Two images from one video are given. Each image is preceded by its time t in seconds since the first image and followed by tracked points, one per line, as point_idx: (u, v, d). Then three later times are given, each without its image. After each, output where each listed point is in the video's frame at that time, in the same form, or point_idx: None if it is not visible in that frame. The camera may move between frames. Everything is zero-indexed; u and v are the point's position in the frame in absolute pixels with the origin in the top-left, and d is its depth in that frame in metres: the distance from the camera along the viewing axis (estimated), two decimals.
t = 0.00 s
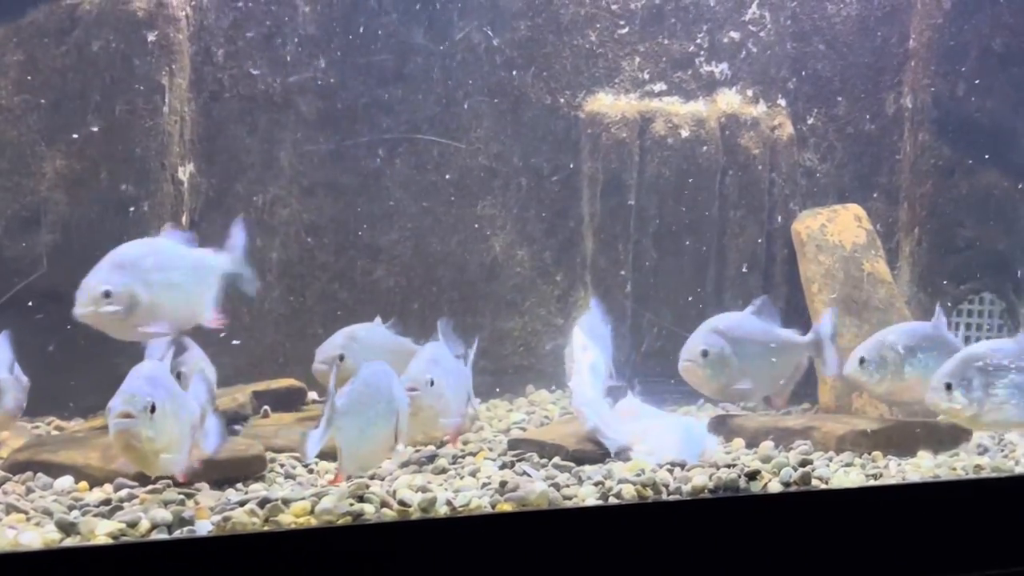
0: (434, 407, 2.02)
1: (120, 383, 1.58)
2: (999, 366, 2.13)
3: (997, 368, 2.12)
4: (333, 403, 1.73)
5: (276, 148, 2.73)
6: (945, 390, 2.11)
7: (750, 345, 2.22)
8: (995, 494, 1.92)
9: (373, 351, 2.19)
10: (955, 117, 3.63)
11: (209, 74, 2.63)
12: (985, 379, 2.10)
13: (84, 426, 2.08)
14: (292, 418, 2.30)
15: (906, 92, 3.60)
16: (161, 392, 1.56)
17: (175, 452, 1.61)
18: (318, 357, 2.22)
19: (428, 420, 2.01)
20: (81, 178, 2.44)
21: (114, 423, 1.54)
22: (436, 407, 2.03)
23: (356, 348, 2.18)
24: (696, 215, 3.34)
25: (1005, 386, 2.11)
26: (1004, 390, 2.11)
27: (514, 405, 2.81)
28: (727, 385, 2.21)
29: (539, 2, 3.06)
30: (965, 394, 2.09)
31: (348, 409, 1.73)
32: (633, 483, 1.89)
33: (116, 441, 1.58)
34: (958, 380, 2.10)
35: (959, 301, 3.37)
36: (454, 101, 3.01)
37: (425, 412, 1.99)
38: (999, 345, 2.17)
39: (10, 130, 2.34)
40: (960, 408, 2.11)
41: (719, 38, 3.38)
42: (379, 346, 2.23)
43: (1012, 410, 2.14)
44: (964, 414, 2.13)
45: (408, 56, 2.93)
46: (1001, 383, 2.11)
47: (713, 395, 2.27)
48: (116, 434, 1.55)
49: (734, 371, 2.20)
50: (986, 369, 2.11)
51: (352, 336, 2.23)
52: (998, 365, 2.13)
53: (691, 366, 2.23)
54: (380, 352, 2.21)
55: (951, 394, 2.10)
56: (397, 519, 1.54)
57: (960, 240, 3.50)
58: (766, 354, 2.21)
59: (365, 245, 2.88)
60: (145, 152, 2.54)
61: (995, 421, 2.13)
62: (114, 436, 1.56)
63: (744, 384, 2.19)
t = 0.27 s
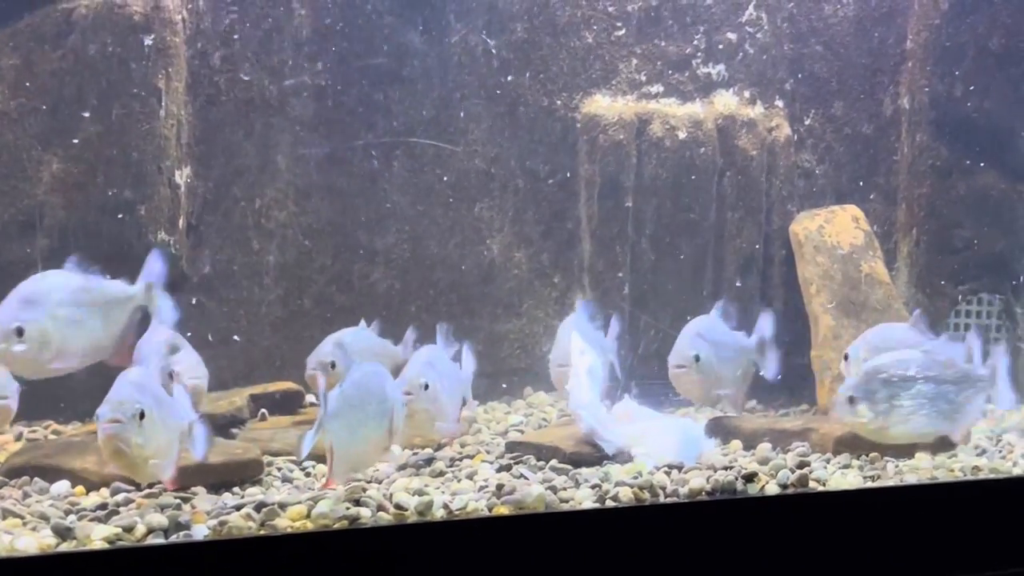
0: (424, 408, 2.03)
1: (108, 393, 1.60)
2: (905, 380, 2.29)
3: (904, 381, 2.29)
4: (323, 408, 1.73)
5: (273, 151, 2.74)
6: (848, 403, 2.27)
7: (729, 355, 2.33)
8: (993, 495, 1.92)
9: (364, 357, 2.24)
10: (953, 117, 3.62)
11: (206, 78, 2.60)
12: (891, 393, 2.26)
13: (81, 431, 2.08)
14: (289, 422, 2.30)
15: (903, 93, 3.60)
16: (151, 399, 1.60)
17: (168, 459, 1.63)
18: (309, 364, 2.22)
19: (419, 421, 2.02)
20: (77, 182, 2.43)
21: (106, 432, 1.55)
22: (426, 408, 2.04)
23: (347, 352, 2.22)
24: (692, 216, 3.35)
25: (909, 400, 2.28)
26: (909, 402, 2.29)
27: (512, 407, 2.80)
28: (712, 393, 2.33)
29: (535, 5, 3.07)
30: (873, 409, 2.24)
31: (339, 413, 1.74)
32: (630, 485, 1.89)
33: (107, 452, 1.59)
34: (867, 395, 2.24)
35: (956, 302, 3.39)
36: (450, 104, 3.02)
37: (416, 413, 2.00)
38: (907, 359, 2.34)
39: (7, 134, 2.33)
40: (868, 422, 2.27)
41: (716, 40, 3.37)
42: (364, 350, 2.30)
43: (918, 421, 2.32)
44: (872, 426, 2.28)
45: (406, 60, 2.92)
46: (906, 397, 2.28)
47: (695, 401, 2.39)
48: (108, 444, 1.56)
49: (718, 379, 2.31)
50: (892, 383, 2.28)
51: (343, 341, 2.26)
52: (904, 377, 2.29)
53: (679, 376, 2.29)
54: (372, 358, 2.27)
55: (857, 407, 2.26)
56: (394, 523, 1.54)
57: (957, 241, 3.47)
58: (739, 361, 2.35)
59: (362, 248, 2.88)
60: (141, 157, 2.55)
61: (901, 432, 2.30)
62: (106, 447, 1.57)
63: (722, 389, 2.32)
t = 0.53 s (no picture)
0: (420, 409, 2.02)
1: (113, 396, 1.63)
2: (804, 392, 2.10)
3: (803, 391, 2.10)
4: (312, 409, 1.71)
5: (273, 151, 2.75)
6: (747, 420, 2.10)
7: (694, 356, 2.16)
8: (994, 494, 1.91)
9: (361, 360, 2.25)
10: (952, 116, 3.61)
11: (205, 78, 2.62)
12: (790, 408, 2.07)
13: (80, 432, 2.07)
14: (287, 423, 2.29)
15: (902, 92, 3.61)
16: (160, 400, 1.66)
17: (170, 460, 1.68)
18: (302, 366, 2.23)
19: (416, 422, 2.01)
20: (76, 183, 2.42)
21: (116, 434, 1.58)
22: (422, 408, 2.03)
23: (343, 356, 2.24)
24: (692, 217, 3.29)
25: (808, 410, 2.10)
26: (806, 414, 2.10)
27: (512, 407, 2.79)
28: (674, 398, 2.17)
29: (534, 4, 3.09)
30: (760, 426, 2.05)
31: (330, 414, 1.72)
32: (631, 486, 1.88)
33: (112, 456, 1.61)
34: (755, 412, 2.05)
35: (958, 301, 3.50)
36: (450, 104, 3.03)
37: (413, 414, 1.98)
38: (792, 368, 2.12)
39: (7, 136, 2.35)
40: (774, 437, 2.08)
41: (717, 39, 3.39)
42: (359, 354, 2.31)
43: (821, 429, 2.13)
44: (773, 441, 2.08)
45: (405, 59, 2.93)
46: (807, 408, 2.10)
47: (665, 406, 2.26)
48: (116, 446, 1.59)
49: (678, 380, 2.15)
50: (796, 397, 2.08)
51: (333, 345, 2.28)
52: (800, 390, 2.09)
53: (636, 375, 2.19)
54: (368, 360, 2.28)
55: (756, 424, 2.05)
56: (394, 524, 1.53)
57: (957, 240, 3.50)
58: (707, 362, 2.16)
59: (362, 249, 2.88)
60: (139, 157, 2.47)
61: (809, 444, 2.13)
62: (114, 450, 1.60)
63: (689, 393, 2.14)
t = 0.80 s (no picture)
0: (419, 410, 2.02)
1: (115, 397, 1.65)
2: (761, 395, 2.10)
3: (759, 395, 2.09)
4: (308, 412, 1.71)
5: (272, 152, 2.75)
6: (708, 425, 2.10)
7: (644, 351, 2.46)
8: (994, 494, 1.92)
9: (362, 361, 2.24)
10: (953, 117, 3.61)
11: (205, 81, 2.60)
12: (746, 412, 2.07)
13: (81, 434, 2.06)
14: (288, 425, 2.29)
15: (903, 92, 3.61)
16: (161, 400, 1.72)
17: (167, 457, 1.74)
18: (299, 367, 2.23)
19: (417, 424, 2.01)
20: (76, 185, 2.40)
21: (127, 435, 1.62)
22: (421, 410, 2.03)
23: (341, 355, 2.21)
24: (695, 217, 3.31)
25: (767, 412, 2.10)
26: (766, 417, 2.10)
27: (514, 408, 2.79)
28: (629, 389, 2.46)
29: (536, 5, 3.07)
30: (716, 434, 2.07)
31: (327, 416, 1.71)
32: (632, 487, 1.88)
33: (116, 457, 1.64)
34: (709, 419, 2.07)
35: (958, 301, 3.51)
36: (449, 105, 3.03)
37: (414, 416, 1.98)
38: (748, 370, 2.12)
39: (7, 138, 2.34)
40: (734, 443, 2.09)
41: (716, 40, 3.38)
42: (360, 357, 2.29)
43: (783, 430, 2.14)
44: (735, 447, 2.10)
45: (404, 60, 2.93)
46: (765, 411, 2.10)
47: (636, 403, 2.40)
48: (125, 447, 1.62)
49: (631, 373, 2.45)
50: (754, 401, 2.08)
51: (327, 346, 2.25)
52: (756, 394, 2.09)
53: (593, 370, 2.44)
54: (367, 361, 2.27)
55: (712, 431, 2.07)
56: (395, 526, 1.53)
57: (958, 241, 3.56)
58: (657, 355, 2.46)
59: (361, 250, 2.88)
60: (140, 160, 2.45)
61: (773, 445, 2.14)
62: (122, 451, 1.63)
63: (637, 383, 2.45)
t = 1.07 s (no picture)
0: (421, 412, 2.00)
1: (116, 399, 1.61)
2: (771, 392, 2.04)
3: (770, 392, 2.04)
4: (309, 413, 1.72)
5: (273, 153, 2.74)
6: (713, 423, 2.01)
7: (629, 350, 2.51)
8: (997, 494, 1.91)
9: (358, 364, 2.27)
10: (953, 117, 3.65)
11: (206, 81, 2.63)
12: (755, 408, 2.01)
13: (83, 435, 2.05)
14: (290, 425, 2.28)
15: (904, 92, 3.60)
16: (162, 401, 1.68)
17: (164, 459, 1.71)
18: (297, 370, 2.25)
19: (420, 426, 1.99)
20: (78, 186, 2.40)
21: (132, 438, 1.59)
22: (423, 410, 2.01)
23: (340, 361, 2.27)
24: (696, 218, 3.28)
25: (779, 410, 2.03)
26: (775, 415, 2.04)
27: (515, 408, 2.78)
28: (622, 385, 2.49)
29: (535, 5, 3.05)
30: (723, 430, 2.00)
31: (328, 416, 1.72)
32: (634, 487, 1.88)
33: (116, 459, 1.60)
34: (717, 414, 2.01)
35: (960, 301, 3.51)
36: (451, 106, 3.01)
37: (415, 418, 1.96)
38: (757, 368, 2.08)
39: (8, 138, 2.34)
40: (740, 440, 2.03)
41: (717, 39, 3.36)
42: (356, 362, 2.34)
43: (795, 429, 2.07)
44: (737, 443, 2.04)
45: (406, 61, 2.92)
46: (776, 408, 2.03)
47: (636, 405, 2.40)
48: (128, 450, 1.59)
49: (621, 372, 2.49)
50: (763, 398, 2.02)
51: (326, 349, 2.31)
52: (767, 391, 2.03)
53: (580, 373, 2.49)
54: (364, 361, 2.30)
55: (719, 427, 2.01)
56: (398, 527, 1.53)
57: (959, 239, 3.54)
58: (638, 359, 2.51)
59: (363, 250, 2.87)
60: (141, 160, 2.47)
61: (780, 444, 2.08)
62: (126, 453, 1.59)
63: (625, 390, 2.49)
